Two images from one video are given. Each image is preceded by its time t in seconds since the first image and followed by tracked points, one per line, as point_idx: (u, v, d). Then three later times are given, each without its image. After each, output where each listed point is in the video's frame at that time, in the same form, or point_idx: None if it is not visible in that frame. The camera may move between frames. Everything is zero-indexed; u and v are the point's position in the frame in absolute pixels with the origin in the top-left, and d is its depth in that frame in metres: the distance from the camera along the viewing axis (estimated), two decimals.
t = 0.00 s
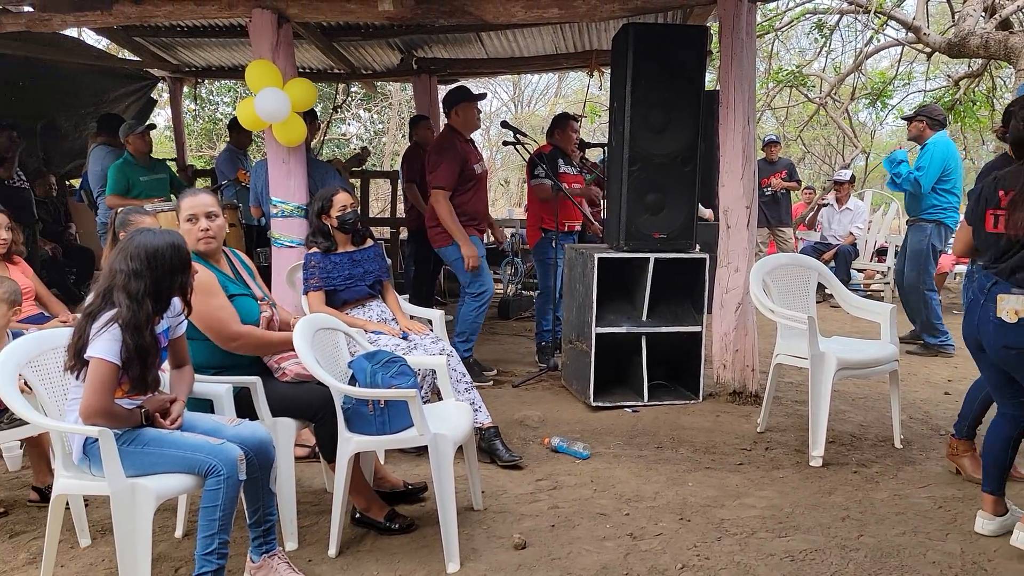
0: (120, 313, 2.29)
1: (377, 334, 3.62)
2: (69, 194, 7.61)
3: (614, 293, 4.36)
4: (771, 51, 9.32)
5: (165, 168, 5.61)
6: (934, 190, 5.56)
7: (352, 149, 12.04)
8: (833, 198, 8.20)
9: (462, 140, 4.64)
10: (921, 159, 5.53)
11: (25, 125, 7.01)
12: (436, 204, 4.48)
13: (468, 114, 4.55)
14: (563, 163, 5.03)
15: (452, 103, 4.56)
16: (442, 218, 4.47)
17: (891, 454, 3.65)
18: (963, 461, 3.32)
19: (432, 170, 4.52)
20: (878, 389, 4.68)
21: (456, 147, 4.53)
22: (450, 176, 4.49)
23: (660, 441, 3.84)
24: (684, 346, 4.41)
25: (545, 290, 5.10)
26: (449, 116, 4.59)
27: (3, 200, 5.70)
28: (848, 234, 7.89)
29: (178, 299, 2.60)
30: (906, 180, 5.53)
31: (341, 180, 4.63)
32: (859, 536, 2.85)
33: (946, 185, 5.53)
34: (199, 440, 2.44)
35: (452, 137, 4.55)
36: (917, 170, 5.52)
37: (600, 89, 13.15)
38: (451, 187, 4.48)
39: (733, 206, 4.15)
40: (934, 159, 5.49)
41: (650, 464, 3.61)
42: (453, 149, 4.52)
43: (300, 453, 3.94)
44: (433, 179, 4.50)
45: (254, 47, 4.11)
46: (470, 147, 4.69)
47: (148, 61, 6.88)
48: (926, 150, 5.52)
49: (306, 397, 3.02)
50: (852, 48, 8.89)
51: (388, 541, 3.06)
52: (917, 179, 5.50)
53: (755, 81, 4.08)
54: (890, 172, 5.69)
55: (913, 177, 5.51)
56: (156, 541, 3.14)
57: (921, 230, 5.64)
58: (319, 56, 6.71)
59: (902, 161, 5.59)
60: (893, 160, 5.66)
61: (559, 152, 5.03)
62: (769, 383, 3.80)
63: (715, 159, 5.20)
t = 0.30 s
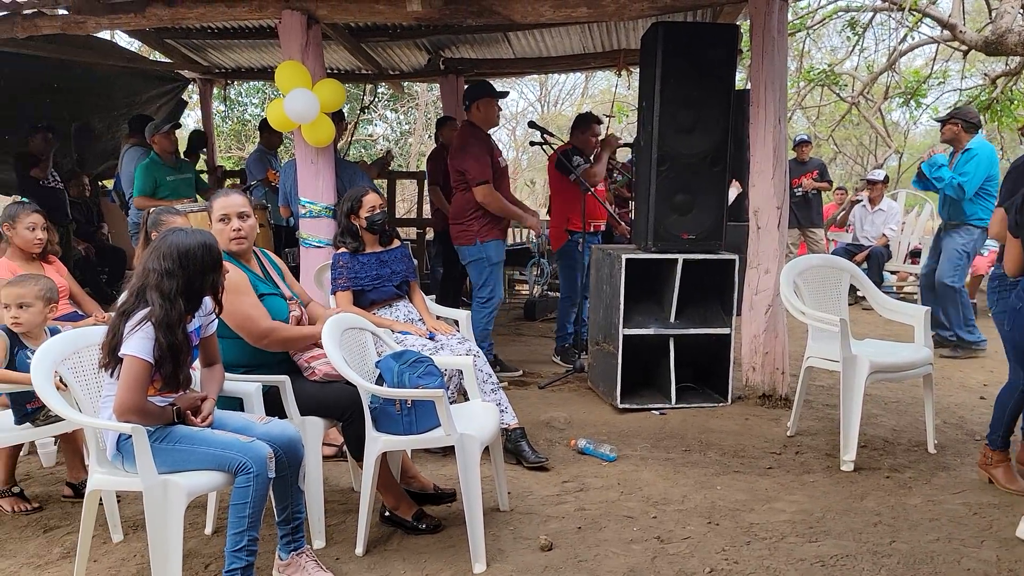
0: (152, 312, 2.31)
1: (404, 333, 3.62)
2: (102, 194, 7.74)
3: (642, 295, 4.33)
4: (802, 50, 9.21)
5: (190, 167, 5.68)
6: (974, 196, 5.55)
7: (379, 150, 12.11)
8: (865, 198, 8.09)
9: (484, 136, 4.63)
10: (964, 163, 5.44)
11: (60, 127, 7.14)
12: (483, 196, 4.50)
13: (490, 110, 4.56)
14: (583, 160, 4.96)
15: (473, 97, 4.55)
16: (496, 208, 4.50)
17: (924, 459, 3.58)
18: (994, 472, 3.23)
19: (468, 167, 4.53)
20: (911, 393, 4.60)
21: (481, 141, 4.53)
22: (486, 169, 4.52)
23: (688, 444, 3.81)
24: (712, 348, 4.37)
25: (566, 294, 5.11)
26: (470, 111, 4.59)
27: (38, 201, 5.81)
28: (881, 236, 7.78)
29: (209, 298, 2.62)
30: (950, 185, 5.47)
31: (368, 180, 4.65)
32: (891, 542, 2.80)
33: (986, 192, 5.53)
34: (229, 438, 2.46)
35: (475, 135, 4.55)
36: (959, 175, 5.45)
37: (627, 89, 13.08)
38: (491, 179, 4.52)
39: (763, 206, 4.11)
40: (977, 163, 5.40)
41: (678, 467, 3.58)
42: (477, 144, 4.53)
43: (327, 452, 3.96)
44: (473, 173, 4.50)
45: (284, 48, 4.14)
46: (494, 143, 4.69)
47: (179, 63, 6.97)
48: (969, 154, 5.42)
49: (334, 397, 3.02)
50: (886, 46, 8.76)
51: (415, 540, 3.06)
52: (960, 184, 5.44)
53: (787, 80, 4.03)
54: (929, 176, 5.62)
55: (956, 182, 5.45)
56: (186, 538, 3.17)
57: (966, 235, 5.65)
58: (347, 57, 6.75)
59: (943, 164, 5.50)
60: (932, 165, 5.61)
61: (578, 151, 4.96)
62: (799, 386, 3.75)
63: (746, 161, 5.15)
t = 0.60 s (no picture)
0: (188, 308, 2.36)
1: (432, 333, 3.65)
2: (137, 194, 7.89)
3: (669, 295, 4.32)
4: (833, 49, 9.11)
5: (218, 166, 5.77)
6: None
7: (406, 150, 12.19)
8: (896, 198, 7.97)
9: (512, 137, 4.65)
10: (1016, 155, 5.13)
11: (96, 128, 7.30)
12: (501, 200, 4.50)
13: (516, 111, 4.57)
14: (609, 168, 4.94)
15: (499, 99, 4.57)
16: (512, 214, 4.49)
17: (957, 463, 3.53)
18: None
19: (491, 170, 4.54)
20: (944, 396, 4.54)
21: (509, 142, 4.56)
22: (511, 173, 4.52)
23: (716, 445, 3.80)
24: (740, 349, 4.35)
25: (587, 296, 5.09)
26: (497, 113, 4.62)
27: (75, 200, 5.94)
28: (913, 237, 7.68)
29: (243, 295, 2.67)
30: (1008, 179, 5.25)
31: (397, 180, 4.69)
32: (923, 546, 2.77)
33: None
34: (262, 433, 2.50)
35: (504, 135, 4.57)
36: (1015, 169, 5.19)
37: (655, 89, 13.04)
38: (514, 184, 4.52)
39: (793, 207, 4.09)
40: None
41: (705, 467, 3.57)
42: (506, 146, 4.55)
43: (356, 448, 4.01)
44: (496, 176, 4.51)
45: (316, 50, 4.22)
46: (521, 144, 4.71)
47: (212, 65, 7.09)
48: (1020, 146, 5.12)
49: (363, 394, 3.05)
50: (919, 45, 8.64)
51: (443, 537, 3.09)
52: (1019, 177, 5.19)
53: (818, 80, 4.00)
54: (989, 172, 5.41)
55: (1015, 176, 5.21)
56: (219, 531, 3.23)
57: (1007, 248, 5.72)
58: (376, 58, 6.81)
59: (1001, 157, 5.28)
60: (988, 159, 5.42)
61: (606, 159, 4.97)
62: (829, 387, 3.72)
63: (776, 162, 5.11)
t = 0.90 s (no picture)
0: (216, 307, 2.39)
1: (456, 331, 3.66)
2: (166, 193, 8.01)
3: (693, 295, 4.30)
4: (862, 46, 9.00)
5: (240, 166, 5.84)
6: None
7: (431, 150, 12.24)
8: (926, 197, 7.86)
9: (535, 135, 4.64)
10: None
11: (126, 129, 7.42)
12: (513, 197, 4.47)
13: (539, 109, 4.58)
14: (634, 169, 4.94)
15: (521, 97, 4.60)
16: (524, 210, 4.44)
17: (987, 466, 3.48)
18: None
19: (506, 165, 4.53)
20: (975, 399, 4.46)
21: (528, 140, 4.53)
22: (524, 170, 4.49)
23: (741, 446, 3.77)
24: (766, 350, 4.32)
25: (604, 295, 5.12)
26: (520, 111, 4.62)
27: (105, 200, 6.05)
28: (942, 236, 7.58)
29: (269, 294, 2.70)
30: None
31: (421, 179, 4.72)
32: (952, 550, 2.73)
33: None
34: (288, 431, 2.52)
35: (525, 132, 4.55)
36: None
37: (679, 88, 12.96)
38: (526, 181, 4.48)
39: (820, 206, 4.06)
40: None
41: (729, 469, 3.55)
42: (525, 143, 4.52)
43: (381, 446, 4.03)
44: (508, 172, 4.51)
45: (341, 50, 4.26)
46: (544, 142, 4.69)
47: (239, 66, 7.17)
48: None
49: (387, 393, 3.07)
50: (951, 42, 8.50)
51: (466, 535, 3.10)
52: None
53: (846, 78, 3.96)
54: None
55: None
56: (245, 527, 3.27)
57: None
58: (401, 58, 6.85)
59: None
60: None
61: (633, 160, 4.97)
62: (856, 389, 3.68)
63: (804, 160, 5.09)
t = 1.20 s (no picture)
0: (233, 305, 2.41)
1: (471, 330, 3.66)
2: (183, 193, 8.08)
3: (708, 295, 4.28)
4: (880, 45, 8.92)
5: (256, 166, 5.88)
6: None
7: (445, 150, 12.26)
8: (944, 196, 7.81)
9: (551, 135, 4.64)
10: None
11: (144, 129, 7.48)
12: (547, 196, 4.50)
13: (556, 109, 4.57)
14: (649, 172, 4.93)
15: (538, 98, 4.58)
16: (562, 206, 4.50)
17: (1006, 468, 3.44)
18: None
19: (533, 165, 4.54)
20: (995, 400, 4.42)
21: (549, 140, 4.53)
22: (552, 168, 4.52)
23: (756, 446, 3.75)
24: (782, 350, 4.30)
25: (620, 295, 5.09)
26: (537, 111, 4.61)
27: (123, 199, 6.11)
28: (961, 236, 7.51)
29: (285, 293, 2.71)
30: None
31: (436, 179, 4.73)
32: (970, 553, 2.71)
33: None
34: (304, 428, 2.54)
35: (542, 133, 4.57)
36: None
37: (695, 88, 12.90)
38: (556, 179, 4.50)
39: (837, 205, 4.03)
40: None
41: (745, 469, 3.53)
42: (546, 142, 4.54)
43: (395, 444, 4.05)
44: (538, 172, 4.51)
45: (358, 51, 4.27)
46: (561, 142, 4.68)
47: (256, 67, 7.21)
48: None
49: (402, 392, 3.08)
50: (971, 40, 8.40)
51: (480, 534, 3.11)
52: None
53: (864, 77, 3.93)
54: None
55: None
56: (261, 524, 3.29)
57: None
58: (416, 58, 6.86)
59: None
60: None
61: (648, 161, 4.94)
62: (873, 390, 3.66)
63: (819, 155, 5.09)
